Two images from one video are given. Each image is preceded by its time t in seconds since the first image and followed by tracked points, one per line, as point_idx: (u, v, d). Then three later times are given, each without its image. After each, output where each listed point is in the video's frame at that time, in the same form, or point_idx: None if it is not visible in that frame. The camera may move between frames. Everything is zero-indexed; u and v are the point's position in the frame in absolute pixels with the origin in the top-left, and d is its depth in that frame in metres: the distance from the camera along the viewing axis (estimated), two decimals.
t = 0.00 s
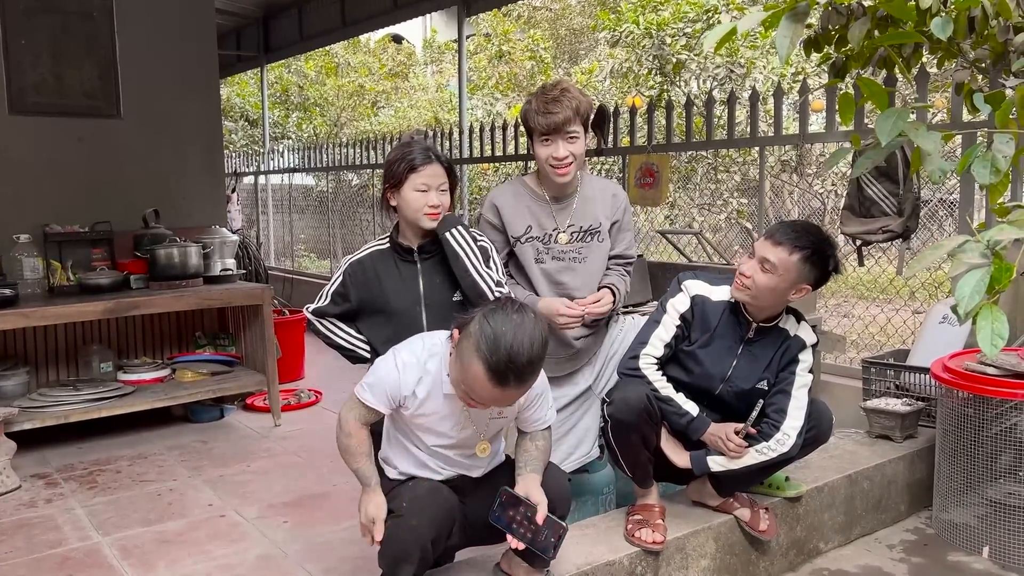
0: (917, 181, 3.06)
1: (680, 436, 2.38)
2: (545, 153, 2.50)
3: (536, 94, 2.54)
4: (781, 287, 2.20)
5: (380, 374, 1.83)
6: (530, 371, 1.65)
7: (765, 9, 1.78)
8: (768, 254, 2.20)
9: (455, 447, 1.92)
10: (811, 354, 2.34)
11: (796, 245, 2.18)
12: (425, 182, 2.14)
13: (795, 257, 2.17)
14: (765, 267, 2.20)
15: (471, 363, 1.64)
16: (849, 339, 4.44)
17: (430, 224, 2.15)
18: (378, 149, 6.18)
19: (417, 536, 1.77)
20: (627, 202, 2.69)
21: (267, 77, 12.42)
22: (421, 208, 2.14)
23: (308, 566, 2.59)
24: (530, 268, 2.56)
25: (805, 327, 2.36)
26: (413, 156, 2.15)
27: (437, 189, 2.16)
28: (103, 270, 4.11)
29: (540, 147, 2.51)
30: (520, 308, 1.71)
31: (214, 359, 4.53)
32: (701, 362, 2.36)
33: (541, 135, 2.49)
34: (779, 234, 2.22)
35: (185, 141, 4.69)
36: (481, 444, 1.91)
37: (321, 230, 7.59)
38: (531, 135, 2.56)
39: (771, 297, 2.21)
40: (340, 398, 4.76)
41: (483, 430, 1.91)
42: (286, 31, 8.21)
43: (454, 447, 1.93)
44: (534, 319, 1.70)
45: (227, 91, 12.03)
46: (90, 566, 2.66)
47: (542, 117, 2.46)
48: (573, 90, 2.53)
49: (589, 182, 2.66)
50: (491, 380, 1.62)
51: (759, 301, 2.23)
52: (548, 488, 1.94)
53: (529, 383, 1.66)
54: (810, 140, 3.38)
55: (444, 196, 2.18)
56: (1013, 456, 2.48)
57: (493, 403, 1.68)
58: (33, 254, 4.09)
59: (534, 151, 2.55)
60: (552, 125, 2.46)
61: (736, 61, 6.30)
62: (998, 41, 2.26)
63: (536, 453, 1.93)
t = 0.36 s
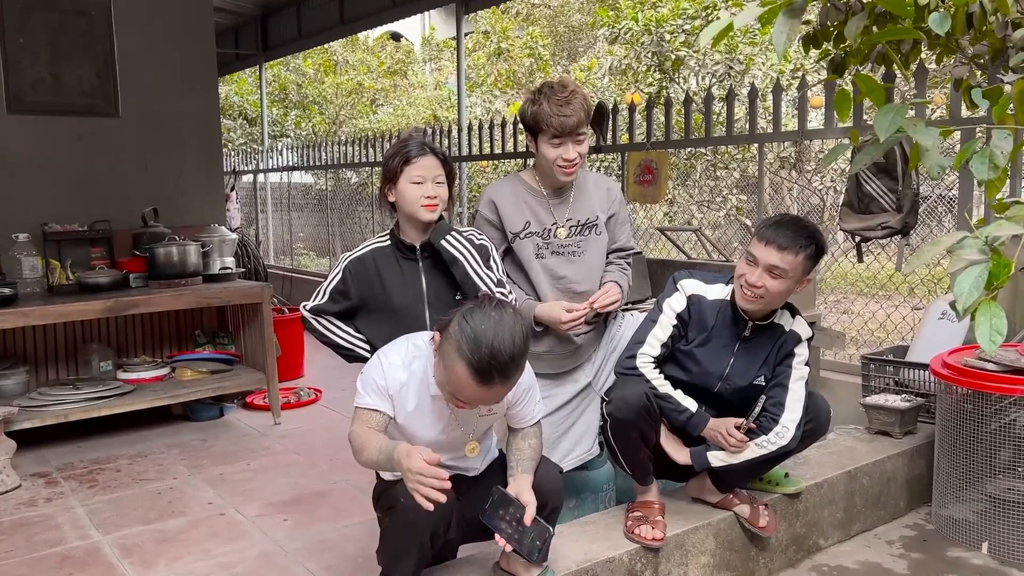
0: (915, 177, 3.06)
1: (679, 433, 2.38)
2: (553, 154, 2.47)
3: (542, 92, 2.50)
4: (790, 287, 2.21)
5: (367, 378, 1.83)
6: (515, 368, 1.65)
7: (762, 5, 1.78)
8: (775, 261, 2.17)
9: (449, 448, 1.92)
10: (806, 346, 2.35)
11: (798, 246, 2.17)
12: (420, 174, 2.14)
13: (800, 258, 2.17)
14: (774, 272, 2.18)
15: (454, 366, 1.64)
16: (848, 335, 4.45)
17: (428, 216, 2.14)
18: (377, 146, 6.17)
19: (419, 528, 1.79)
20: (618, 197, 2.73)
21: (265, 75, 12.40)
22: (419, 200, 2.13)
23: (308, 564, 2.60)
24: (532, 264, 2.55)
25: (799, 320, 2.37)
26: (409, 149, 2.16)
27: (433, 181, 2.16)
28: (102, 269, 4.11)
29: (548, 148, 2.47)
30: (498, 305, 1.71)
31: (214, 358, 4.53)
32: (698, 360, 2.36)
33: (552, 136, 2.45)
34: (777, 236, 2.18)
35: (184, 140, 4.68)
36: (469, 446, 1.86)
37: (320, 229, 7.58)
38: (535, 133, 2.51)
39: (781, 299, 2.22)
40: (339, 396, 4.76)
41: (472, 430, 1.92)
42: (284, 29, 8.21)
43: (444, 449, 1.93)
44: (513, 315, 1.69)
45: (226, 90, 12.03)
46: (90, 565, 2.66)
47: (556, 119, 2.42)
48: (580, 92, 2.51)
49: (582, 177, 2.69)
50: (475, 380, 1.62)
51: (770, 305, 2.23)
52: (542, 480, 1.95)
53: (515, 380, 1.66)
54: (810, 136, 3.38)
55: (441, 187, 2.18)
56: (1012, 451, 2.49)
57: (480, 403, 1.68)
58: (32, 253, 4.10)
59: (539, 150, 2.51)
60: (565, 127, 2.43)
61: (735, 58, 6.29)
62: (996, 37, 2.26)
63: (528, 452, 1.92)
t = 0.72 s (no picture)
0: (914, 175, 3.06)
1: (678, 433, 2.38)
2: (567, 150, 2.45)
3: (564, 86, 2.46)
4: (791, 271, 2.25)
5: (364, 408, 1.76)
6: (513, 381, 1.66)
7: (761, 4, 1.78)
8: (780, 249, 2.20)
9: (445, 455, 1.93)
10: (799, 339, 2.37)
11: (792, 230, 2.22)
12: (416, 173, 2.14)
13: (796, 241, 2.22)
14: (779, 261, 2.21)
15: (453, 387, 1.64)
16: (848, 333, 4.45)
17: (424, 216, 2.14)
18: (377, 145, 6.18)
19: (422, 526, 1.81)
20: (618, 199, 2.75)
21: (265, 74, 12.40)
22: (414, 200, 2.13)
23: (309, 563, 2.60)
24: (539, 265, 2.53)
25: (790, 313, 2.38)
26: (401, 149, 2.16)
27: (428, 180, 2.16)
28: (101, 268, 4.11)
29: (563, 144, 2.45)
30: (488, 317, 1.70)
31: (214, 357, 4.53)
32: (694, 360, 2.36)
33: (570, 132, 2.43)
34: (769, 224, 2.21)
35: (183, 139, 4.68)
36: (456, 456, 1.90)
37: (320, 227, 7.58)
38: (551, 127, 2.48)
39: (787, 284, 2.26)
40: (339, 395, 4.77)
41: (467, 436, 1.92)
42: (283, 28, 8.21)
43: (441, 455, 1.93)
44: (505, 327, 1.69)
45: (225, 89, 12.03)
46: (91, 564, 2.66)
47: (578, 115, 2.40)
48: (600, 92, 2.49)
49: (587, 178, 2.68)
50: (476, 399, 1.63)
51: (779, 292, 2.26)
52: (538, 473, 1.96)
53: (514, 391, 1.68)
54: (809, 134, 3.37)
55: (436, 186, 2.18)
56: (1011, 449, 2.49)
57: (481, 417, 1.69)
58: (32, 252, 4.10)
59: (551, 143, 2.49)
60: (584, 125, 2.42)
61: (735, 56, 6.29)
62: (995, 34, 2.26)
63: (528, 448, 1.93)
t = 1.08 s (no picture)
0: (914, 175, 3.06)
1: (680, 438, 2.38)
2: (585, 152, 2.45)
3: (587, 88, 2.48)
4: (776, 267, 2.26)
5: (361, 417, 1.77)
6: (503, 390, 1.66)
7: (762, 5, 1.78)
8: (762, 246, 2.21)
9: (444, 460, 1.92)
10: (789, 334, 2.38)
11: (774, 225, 2.23)
12: (411, 176, 2.13)
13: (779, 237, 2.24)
14: (763, 256, 2.22)
15: (443, 398, 1.64)
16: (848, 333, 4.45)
17: (420, 219, 2.14)
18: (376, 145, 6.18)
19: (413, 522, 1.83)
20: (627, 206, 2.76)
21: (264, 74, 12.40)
22: (409, 202, 2.13)
23: (310, 563, 2.60)
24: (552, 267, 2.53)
25: (778, 308, 2.39)
26: (397, 151, 2.15)
27: (424, 182, 2.14)
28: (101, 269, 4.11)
29: (580, 146, 2.46)
30: (475, 326, 1.70)
31: (215, 357, 4.54)
32: (690, 365, 2.36)
33: (587, 132, 2.44)
34: (750, 221, 2.23)
35: (183, 140, 4.68)
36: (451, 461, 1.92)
37: (320, 227, 7.58)
38: (570, 127, 2.49)
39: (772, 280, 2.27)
40: (340, 395, 4.77)
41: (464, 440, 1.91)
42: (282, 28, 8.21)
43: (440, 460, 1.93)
44: (492, 335, 1.69)
45: (225, 89, 12.04)
46: (92, 565, 2.66)
47: (595, 116, 2.41)
48: (622, 95, 2.49)
49: (603, 183, 2.68)
50: (467, 409, 1.63)
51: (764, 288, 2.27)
52: (535, 473, 1.94)
53: (505, 400, 1.68)
54: (809, 133, 3.37)
55: (432, 188, 2.16)
56: (1012, 449, 2.49)
57: (473, 427, 1.69)
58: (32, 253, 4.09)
59: (571, 144, 2.50)
60: (600, 126, 2.42)
61: (735, 56, 6.30)
62: (996, 34, 2.27)
63: (519, 451, 1.93)
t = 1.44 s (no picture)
0: (915, 173, 3.05)
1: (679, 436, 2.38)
2: (584, 142, 2.46)
3: (583, 80, 2.49)
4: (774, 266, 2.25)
5: (370, 399, 1.78)
6: (534, 372, 1.67)
7: (763, 2, 1.77)
8: (760, 245, 2.20)
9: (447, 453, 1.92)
10: (789, 332, 2.38)
11: (774, 225, 2.22)
12: (404, 175, 2.12)
13: (779, 236, 2.22)
14: (760, 255, 2.21)
15: (476, 379, 1.63)
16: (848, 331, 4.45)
17: (416, 217, 2.13)
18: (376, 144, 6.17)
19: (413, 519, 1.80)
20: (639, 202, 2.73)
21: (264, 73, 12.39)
22: (403, 201, 2.12)
23: (310, 562, 2.60)
24: (559, 262, 2.52)
25: (777, 305, 2.38)
26: (393, 151, 2.15)
27: (418, 180, 2.14)
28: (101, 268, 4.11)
29: (579, 137, 2.47)
30: (504, 309, 1.70)
31: (215, 356, 4.53)
32: (689, 362, 2.35)
33: (583, 123, 2.45)
34: (750, 219, 2.21)
35: (183, 139, 4.68)
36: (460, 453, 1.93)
37: (320, 226, 7.58)
38: (569, 121, 2.51)
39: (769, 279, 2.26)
40: (340, 394, 4.77)
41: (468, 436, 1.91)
42: (282, 28, 8.20)
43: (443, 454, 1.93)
44: (522, 318, 1.70)
45: (225, 89, 12.05)
46: (92, 563, 2.66)
47: (588, 105, 2.42)
48: (619, 84, 2.50)
49: (609, 178, 2.67)
50: (501, 391, 1.63)
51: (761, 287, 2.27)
52: (536, 472, 1.93)
53: (534, 382, 1.68)
54: (810, 131, 3.36)
55: (427, 185, 2.15)
56: (1012, 446, 2.49)
57: (503, 410, 1.69)
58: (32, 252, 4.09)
59: (570, 138, 2.51)
60: (596, 115, 2.42)
61: (735, 54, 6.30)
62: (997, 31, 2.26)
63: (523, 448, 1.92)
